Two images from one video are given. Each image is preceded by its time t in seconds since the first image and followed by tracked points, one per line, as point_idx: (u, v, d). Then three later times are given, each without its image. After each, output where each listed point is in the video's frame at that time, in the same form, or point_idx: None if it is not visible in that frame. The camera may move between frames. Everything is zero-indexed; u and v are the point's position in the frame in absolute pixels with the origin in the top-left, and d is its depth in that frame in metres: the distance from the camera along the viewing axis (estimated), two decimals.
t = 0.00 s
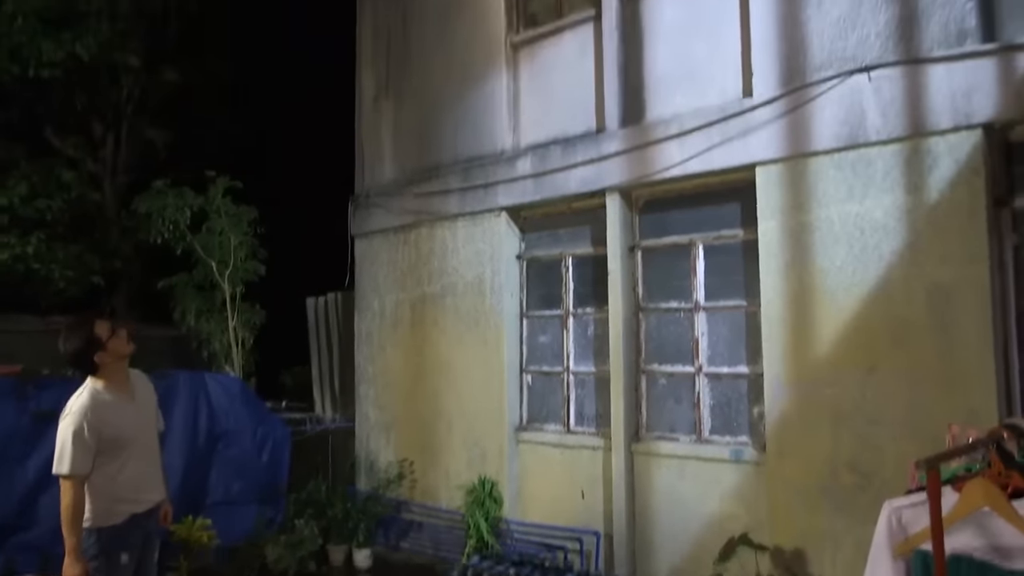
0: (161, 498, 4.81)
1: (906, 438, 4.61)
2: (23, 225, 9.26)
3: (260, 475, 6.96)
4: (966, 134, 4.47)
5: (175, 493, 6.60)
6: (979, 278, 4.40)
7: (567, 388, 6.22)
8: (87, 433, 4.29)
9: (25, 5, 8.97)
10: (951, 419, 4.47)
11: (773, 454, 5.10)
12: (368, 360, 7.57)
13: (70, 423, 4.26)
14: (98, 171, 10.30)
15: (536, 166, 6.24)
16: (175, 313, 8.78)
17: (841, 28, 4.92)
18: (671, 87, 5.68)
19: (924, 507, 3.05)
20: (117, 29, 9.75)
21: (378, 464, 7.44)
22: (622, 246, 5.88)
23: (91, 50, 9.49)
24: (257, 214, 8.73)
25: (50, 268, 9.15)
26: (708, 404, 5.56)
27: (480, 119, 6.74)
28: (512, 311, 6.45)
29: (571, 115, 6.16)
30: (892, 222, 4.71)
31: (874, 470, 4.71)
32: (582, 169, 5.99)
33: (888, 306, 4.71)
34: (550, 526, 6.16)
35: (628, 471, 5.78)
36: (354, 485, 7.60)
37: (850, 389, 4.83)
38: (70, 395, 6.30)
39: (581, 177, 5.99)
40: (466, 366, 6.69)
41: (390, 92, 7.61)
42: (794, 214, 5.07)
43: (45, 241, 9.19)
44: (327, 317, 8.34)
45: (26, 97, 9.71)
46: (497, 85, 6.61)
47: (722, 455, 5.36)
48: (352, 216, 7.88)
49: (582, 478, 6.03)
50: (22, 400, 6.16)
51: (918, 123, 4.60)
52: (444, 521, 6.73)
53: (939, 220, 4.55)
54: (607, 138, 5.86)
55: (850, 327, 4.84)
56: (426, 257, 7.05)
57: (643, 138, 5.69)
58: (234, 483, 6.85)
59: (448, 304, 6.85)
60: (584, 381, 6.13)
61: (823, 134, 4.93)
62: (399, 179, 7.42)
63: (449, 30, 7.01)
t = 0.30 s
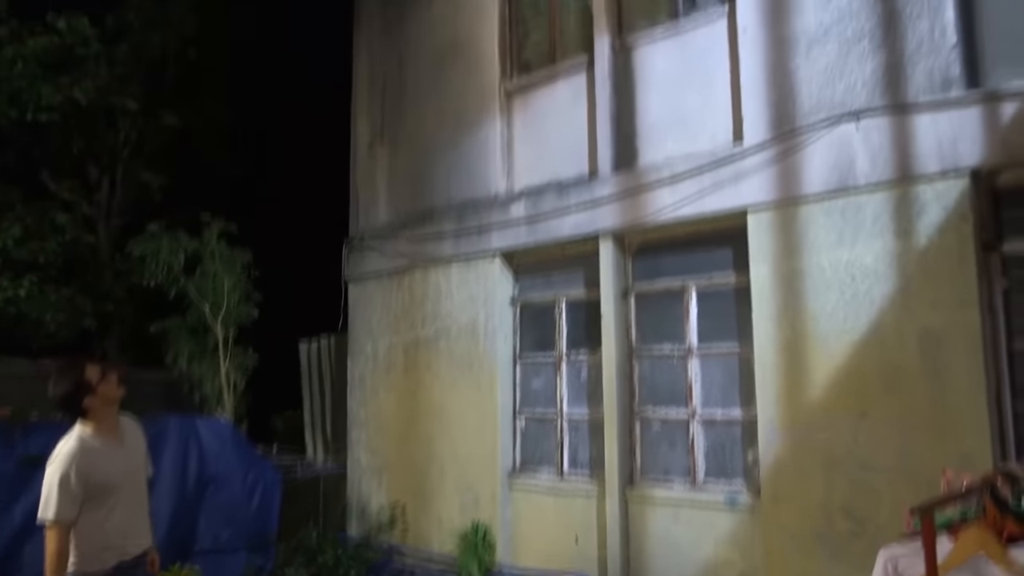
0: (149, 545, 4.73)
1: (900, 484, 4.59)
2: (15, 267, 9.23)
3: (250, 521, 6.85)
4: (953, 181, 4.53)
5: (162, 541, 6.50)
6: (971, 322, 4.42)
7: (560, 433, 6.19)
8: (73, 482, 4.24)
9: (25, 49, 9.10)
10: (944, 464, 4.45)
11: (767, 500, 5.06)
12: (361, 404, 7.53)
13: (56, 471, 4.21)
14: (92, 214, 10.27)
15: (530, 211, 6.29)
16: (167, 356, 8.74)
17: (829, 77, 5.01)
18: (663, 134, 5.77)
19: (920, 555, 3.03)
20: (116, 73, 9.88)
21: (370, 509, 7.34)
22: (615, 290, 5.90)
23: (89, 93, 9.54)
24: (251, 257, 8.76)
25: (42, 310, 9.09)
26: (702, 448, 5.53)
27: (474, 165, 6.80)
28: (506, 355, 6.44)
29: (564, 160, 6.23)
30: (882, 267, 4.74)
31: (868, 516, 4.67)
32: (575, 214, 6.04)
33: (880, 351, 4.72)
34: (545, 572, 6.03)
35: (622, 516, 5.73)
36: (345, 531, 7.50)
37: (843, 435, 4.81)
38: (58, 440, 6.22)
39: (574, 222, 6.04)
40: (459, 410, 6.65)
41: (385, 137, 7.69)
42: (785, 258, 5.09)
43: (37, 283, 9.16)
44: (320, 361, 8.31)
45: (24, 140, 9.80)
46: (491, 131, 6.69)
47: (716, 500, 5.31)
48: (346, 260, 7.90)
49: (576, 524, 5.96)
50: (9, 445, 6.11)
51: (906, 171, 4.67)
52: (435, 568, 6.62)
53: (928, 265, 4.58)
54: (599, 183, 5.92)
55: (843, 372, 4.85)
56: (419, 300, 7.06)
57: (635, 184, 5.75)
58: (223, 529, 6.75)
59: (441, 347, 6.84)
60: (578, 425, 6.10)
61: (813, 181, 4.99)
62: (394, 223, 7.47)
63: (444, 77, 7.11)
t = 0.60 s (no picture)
0: None
1: (897, 523, 4.56)
2: (8, 305, 9.17)
3: (239, 565, 6.75)
4: (944, 219, 4.56)
5: None
6: (965, 360, 4.42)
7: (555, 472, 6.14)
8: (62, 523, 4.18)
9: (25, 88, 9.10)
10: (942, 504, 4.42)
11: (765, 540, 5.01)
12: (355, 444, 7.48)
13: (44, 512, 4.17)
14: (87, 252, 10.43)
15: (525, 250, 6.32)
16: (159, 395, 8.69)
17: (820, 118, 5.08)
18: (657, 175, 5.83)
19: None
20: (115, 112, 10.07)
21: (363, 550, 7.25)
22: (610, 329, 5.91)
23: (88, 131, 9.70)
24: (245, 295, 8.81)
25: (35, 347, 9.02)
26: (698, 488, 5.50)
27: (469, 205, 6.85)
28: (501, 394, 6.42)
29: (558, 200, 6.28)
30: (876, 305, 4.76)
31: (866, 557, 4.63)
32: (570, 253, 6.07)
33: (875, 389, 4.71)
34: None
35: (618, 558, 5.66)
36: (337, 573, 7.40)
37: (840, 473, 4.79)
38: (47, 479, 6.22)
39: (568, 261, 6.06)
40: (453, 450, 6.61)
41: (381, 176, 7.74)
42: (779, 296, 5.11)
43: (30, 320, 9.11)
44: (313, 400, 8.27)
45: (21, 178, 9.72)
46: (486, 170, 6.75)
47: (713, 540, 5.25)
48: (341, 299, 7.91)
49: (571, 565, 5.88)
50: None
51: (898, 210, 4.71)
52: None
53: (922, 303, 4.60)
54: (594, 223, 5.96)
55: (838, 410, 4.83)
56: (414, 339, 7.05)
57: (629, 223, 5.79)
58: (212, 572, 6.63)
59: (436, 386, 6.82)
60: (573, 465, 6.07)
61: (806, 220, 5.03)
62: (389, 261, 7.49)
63: (440, 118, 7.19)
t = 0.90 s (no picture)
0: None
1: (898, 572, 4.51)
2: (4, 349, 9.17)
3: None
4: (938, 266, 4.60)
5: None
6: (963, 407, 4.41)
7: (552, 520, 6.08)
8: (50, 571, 4.09)
9: (27, 135, 9.17)
10: (943, 554, 4.38)
11: None
12: (350, 491, 7.40)
13: (33, 560, 4.10)
14: (84, 295, 10.38)
15: (522, 296, 6.34)
16: (153, 441, 8.62)
17: (813, 166, 5.15)
18: (653, 222, 5.88)
19: None
20: (116, 159, 10.17)
21: None
22: (606, 375, 5.91)
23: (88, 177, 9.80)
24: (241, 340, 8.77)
25: (29, 393, 8.95)
26: (696, 537, 5.44)
27: (466, 251, 6.88)
28: (497, 441, 6.38)
29: (555, 246, 6.32)
30: (872, 352, 4.76)
31: None
32: (566, 299, 6.09)
33: (873, 435, 4.69)
34: None
35: None
36: None
37: (840, 522, 4.74)
38: (35, 528, 6.12)
39: (565, 307, 6.08)
40: (449, 497, 6.54)
41: (378, 222, 7.79)
42: (776, 343, 5.12)
43: (25, 365, 9.08)
44: (308, 445, 8.21)
45: (20, 224, 9.90)
46: (483, 217, 6.79)
47: None
48: (337, 344, 7.89)
49: None
50: None
51: (892, 257, 4.74)
52: None
53: (918, 349, 4.60)
54: (591, 269, 5.99)
55: (837, 457, 4.80)
56: (410, 385, 7.03)
57: (626, 270, 5.82)
58: None
59: (432, 433, 6.78)
60: (570, 513, 6.01)
61: (801, 267, 5.06)
62: (386, 307, 7.50)
63: (438, 165, 7.27)
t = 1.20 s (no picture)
0: None
1: None
2: None
3: None
4: (935, 306, 4.58)
5: None
6: (963, 448, 4.35)
7: (551, 564, 6.00)
8: None
9: (30, 174, 9.34)
10: None
11: None
12: (347, 532, 7.31)
13: None
14: (81, 335, 10.35)
15: (520, 337, 6.34)
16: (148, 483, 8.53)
17: (809, 207, 5.18)
18: (651, 263, 5.91)
19: None
20: (116, 197, 10.28)
21: None
22: (605, 417, 5.89)
23: (88, 216, 9.89)
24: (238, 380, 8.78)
25: (24, 433, 9.01)
26: None
27: (464, 291, 6.89)
28: (495, 482, 6.33)
29: (554, 287, 6.34)
30: (871, 392, 4.73)
31: None
32: (565, 339, 6.08)
33: (873, 477, 4.63)
34: None
35: None
36: None
37: (843, 567, 4.67)
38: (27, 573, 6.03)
39: (564, 348, 6.07)
40: (447, 540, 6.47)
41: (377, 262, 7.82)
42: (774, 385, 5.10)
43: (21, 406, 9.19)
44: (305, 486, 8.13)
45: (20, 262, 9.90)
46: (481, 257, 6.82)
47: None
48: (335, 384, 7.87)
49: None
50: None
51: (890, 298, 4.74)
52: None
53: (917, 389, 4.57)
54: (589, 309, 6.00)
55: (838, 499, 4.74)
56: (408, 426, 6.99)
57: (624, 311, 5.82)
58: None
59: (429, 474, 6.73)
60: (569, 556, 5.93)
61: (799, 307, 5.07)
62: (384, 348, 7.50)
63: (436, 205, 7.33)
